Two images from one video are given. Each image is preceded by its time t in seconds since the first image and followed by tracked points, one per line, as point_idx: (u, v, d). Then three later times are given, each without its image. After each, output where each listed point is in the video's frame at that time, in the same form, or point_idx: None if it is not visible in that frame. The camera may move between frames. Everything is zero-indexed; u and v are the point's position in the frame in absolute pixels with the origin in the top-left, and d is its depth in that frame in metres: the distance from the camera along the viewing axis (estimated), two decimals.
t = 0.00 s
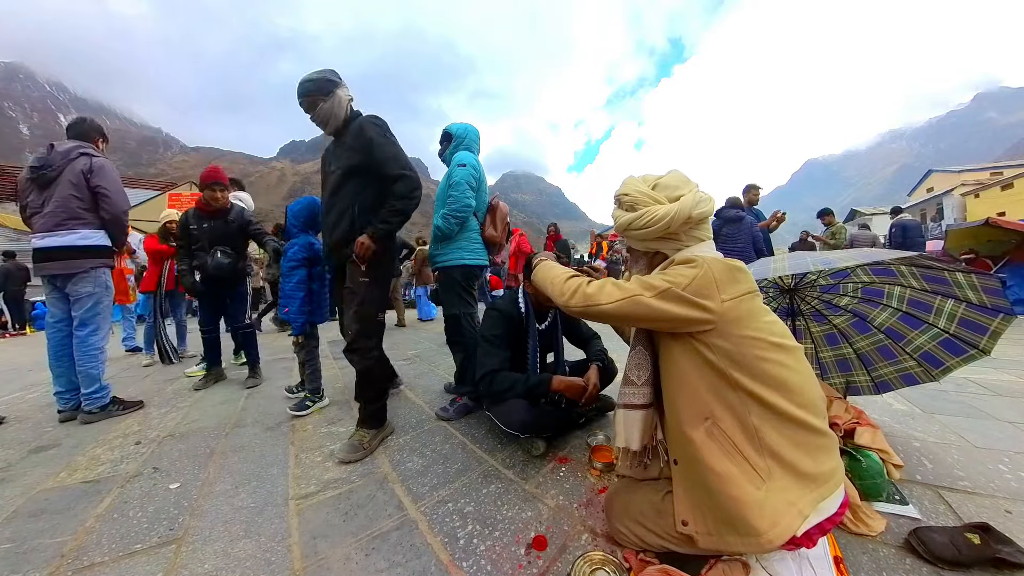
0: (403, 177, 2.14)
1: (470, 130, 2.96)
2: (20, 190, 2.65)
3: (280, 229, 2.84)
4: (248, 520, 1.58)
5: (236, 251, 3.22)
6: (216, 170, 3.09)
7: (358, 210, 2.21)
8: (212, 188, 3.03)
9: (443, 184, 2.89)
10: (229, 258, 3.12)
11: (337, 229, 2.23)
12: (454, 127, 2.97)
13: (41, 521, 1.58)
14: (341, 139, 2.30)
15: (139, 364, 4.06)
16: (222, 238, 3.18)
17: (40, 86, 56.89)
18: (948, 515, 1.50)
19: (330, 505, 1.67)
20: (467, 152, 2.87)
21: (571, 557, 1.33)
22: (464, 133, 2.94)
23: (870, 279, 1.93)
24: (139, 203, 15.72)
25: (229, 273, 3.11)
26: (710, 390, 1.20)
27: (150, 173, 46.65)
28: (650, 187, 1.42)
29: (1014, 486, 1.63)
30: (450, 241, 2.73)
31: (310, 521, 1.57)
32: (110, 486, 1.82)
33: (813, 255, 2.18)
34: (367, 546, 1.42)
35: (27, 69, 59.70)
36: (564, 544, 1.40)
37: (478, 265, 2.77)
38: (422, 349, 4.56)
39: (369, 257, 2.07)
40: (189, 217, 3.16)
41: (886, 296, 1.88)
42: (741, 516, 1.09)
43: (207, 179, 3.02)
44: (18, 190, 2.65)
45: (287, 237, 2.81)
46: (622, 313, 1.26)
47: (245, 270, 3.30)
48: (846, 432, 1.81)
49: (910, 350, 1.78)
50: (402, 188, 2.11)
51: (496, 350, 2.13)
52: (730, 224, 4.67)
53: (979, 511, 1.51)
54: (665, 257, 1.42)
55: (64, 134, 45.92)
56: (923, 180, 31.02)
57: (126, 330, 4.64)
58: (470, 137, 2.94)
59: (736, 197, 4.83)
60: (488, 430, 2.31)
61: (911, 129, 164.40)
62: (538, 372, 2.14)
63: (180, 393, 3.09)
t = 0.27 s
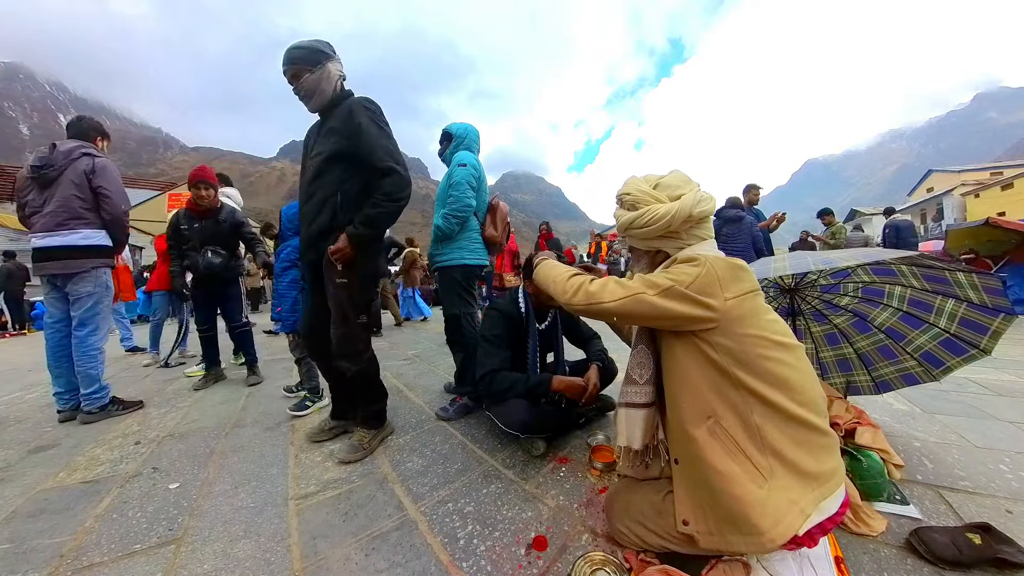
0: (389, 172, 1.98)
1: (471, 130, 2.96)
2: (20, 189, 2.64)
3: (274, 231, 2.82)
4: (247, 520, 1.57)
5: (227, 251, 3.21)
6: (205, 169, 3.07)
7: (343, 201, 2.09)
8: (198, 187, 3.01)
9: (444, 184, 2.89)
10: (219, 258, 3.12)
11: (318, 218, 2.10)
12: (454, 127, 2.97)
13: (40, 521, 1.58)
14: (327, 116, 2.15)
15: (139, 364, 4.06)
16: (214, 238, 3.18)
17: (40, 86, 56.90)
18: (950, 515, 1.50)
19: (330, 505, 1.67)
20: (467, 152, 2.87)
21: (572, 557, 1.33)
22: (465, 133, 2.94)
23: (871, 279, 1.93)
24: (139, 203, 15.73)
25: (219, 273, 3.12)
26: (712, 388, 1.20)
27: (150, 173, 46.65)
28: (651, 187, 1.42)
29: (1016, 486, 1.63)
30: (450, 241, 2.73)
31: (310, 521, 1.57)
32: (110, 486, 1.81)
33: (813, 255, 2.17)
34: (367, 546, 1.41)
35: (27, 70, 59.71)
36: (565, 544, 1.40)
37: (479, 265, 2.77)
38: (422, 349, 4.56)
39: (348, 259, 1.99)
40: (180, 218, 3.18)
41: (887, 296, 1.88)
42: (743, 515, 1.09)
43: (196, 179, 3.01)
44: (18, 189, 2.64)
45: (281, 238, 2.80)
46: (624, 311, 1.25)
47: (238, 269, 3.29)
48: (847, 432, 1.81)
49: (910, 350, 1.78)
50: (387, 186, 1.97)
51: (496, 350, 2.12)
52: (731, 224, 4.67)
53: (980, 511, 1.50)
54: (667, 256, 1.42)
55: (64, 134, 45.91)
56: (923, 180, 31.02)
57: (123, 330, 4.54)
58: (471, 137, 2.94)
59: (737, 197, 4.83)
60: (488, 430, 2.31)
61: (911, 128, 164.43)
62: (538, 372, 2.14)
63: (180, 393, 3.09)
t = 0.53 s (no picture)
0: (351, 157, 1.71)
1: (471, 130, 2.96)
2: (19, 188, 2.64)
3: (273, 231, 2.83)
4: (247, 521, 1.57)
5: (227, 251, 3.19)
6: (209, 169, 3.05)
7: (306, 191, 1.81)
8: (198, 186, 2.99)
9: (444, 184, 2.89)
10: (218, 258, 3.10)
11: (275, 211, 1.78)
12: (454, 127, 2.96)
13: (40, 522, 1.58)
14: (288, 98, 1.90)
15: (139, 364, 4.05)
16: (215, 238, 3.16)
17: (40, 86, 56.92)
18: (950, 515, 1.49)
19: (330, 505, 1.67)
20: (467, 152, 2.87)
21: (572, 557, 1.33)
22: (465, 133, 2.94)
23: (871, 279, 1.92)
24: (139, 203, 15.76)
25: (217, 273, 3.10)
26: (714, 388, 1.19)
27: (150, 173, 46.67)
28: (653, 186, 1.42)
29: (1016, 486, 1.63)
30: (451, 241, 2.73)
31: (310, 521, 1.57)
32: (110, 486, 1.81)
33: (812, 255, 2.16)
34: (367, 546, 1.41)
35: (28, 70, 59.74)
36: (565, 544, 1.39)
37: (479, 265, 2.77)
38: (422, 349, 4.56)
39: (325, 264, 1.76)
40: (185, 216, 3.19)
41: (887, 296, 1.88)
42: (744, 516, 1.09)
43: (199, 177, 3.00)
44: (18, 188, 2.64)
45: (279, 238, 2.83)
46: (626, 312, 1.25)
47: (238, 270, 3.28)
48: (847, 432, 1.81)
49: (911, 350, 1.78)
50: (349, 172, 1.69)
51: (496, 350, 2.12)
52: (731, 224, 4.67)
53: (980, 511, 1.50)
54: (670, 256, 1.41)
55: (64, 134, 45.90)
56: (923, 180, 30.99)
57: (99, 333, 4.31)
58: (471, 137, 2.94)
59: (736, 197, 4.83)
60: (488, 430, 2.31)
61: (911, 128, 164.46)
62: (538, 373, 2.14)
63: (180, 393, 3.09)
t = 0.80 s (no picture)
0: (267, 126, 1.46)
1: (471, 130, 2.96)
2: (19, 188, 2.64)
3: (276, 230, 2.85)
4: (246, 521, 1.57)
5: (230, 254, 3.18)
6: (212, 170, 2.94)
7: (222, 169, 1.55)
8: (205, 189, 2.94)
9: (444, 184, 2.88)
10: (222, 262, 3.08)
11: (181, 190, 1.53)
12: (454, 126, 2.96)
13: (40, 522, 1.58)
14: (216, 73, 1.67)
15: (139, 364, 4.05)
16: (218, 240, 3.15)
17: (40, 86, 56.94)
18: (951, 515, 1.49)
19: (330, 505, 1.67)
20: (467, 152, 2.86)
21: (573, 557, 1.33)
22: (465, 133, 2.93)
23: (872, 279, 1.92)
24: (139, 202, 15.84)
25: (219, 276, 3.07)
26: (727, 396, 1.17)
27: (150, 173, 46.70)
28: (653, 188, 1.42)
29: (1017, 486, 1.62)
30: (452, 241, 2.73)
31: (310, 521, 1.57)
32: (110, 486, 1.81)
33: (813, 255, 2.17)
34: (367, 547, 1.41)
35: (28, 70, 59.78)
36: (566, 544, 1.39)
37: (480, 265, 2.76)
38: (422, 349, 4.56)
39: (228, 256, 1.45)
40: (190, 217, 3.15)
41: (888, 296, 1.87)
42: (754, 525, 1.09)
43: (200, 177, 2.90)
44: (17, 189, 2.64)
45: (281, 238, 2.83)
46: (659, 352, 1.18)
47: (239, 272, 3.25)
48: (848, 433, 1.81)
49: (911, 350, 1.77)
50: (261, 143, 1.43)
51: (496, 350, 2.12)
52: (731, 224, 4.67)
53: (981, 511, 1.50)
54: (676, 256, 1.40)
55: (64, 134, 45.89)
56: (923, 180, 30.99)
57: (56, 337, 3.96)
58: (472, 137, 2.94)
59: (736, 197, 4.83)
60: (488, 430, 2.31)
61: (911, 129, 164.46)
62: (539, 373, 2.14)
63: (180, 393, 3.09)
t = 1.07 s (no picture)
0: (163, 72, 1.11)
1: (471, 130, 2.96)
2: (16, 187, 2.64)
3: (275, 229, 2.85)
4: (246, 521, 1.57)
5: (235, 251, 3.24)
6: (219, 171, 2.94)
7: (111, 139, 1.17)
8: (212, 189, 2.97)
9: (444, 184, 2.89)
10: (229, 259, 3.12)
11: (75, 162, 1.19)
12: (454, 127, 2.96)
13: (40, 521, 1.58)
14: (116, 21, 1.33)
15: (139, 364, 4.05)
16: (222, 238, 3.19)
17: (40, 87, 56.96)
18: (951, 515, 1.49)
19: (330, 505, 1.67)
20: (467, 152, 2.86)
21: (573, 558, 1.33)
22: (465, 133, 2.93)
23: (872, 279, 1.93)
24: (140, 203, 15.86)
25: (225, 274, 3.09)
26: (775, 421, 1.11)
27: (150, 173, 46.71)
28: (626, 220, 1.43)
29: (1017, 486, 1.62)
30: (452, 241, 2.73)
31: (310, 521, 1.57)
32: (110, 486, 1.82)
33: (813, 255, 2.18)
34: (367, 547, 1.41)
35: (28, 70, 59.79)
36: (566, 544, 1.39)
37: (480, 266, 2.76)
38: (422, 348, 4.56)
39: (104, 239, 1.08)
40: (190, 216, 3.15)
41: (888, 296, 1.87)
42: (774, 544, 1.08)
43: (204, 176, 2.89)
44: (16, 188, 2.64)
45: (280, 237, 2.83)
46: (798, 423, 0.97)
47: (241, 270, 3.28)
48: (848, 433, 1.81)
49: (911, 350, 1.76)
50: (159, 91, 1.08)
51: (497, 350, 2.11)
52: (730, 224, 4.68)
53: (981, 511, 1.50)
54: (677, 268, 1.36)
55: (64, 134, 45.88)
56: (923, 180, 30.99)
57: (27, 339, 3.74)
58: (471, 137, 2.94)
59: (736, 197, 4.83)
60: (489, 430, 2.31)
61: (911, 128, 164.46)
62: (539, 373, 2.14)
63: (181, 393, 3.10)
